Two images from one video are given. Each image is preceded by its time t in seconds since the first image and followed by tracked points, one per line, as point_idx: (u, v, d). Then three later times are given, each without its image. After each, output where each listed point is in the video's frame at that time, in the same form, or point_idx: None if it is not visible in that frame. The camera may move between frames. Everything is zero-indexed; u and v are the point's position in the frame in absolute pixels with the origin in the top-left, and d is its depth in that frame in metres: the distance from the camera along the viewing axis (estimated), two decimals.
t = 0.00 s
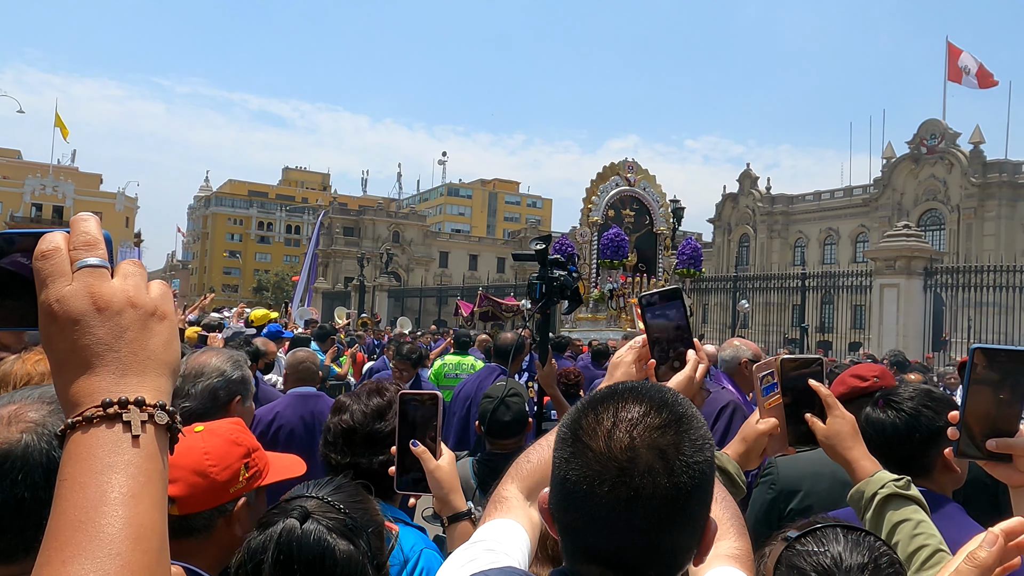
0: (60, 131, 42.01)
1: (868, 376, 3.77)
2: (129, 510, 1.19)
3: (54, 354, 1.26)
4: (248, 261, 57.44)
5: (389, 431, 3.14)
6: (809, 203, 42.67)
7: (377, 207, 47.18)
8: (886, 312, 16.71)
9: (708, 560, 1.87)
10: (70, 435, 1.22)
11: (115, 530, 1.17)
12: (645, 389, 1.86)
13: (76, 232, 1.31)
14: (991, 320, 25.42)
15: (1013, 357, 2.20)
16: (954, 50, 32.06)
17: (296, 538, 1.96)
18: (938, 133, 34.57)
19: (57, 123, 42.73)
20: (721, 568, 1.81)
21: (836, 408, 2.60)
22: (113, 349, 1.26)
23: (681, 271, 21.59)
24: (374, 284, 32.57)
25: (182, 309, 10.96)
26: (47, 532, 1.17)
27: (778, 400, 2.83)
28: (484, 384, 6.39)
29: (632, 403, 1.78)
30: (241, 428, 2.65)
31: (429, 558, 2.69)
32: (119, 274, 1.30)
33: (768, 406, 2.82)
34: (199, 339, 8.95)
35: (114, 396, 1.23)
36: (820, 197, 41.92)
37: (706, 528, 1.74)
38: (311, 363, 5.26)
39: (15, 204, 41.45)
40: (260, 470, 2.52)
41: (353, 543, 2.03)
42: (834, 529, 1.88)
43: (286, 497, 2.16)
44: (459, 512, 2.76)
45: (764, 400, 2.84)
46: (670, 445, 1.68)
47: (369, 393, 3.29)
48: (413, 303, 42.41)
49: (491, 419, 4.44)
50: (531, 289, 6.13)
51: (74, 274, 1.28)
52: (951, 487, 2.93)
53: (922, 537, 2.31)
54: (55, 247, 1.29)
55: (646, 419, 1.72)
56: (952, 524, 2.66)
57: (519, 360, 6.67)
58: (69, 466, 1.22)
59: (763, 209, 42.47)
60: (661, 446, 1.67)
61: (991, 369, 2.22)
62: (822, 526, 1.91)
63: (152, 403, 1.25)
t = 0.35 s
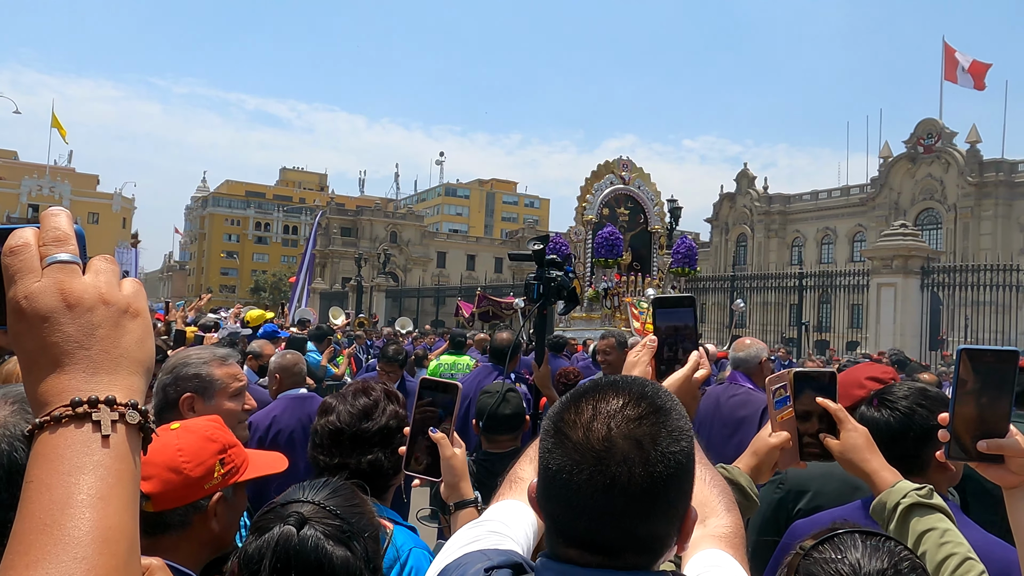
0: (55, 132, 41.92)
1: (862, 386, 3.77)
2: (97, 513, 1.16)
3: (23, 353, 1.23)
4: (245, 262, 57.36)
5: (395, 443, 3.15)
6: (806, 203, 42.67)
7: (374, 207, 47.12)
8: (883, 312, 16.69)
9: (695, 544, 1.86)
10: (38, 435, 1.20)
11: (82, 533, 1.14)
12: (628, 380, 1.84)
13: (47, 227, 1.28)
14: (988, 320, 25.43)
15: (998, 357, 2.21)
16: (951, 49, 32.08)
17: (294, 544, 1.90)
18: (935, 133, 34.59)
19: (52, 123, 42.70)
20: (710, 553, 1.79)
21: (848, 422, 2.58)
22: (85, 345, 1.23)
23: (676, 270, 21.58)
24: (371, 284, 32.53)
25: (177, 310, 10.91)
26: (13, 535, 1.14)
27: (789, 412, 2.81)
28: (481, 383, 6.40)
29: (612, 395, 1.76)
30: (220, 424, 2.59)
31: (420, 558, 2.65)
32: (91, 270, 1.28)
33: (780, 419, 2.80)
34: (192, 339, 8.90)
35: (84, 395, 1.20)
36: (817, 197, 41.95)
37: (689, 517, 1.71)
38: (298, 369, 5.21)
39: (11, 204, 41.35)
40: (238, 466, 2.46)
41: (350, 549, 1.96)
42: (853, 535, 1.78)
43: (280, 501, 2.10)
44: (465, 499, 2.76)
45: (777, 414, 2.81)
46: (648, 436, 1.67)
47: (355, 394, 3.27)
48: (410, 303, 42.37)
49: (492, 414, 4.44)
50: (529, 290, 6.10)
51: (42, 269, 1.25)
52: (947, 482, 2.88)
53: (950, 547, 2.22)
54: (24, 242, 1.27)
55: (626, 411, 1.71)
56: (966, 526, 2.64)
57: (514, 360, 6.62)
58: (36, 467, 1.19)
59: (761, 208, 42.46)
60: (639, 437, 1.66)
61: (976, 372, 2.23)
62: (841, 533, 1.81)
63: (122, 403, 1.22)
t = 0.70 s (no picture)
0: (51, 133, 41.79)
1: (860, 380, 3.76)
2: (84, 517, 1.15)
3: (11, 353, 1.22)
4: (243, 262, 57.29)
5: (393, 439, 3.14)
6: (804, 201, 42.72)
7: (372, 207, 47.05)
8: (881, 310, 16.71)
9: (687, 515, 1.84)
10: (26, 437, 1.18)
11: (70, 538, 1.13)
12: (617, 376, 1.83)
13: (35, 225, 1.27)
14: (984, 317, 25.51)
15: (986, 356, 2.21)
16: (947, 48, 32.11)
17: (282, 540, 1.89)
18: (932, 130, 34.61)
19: (48, 124, 42.59)
20: (698, 525, 1.78)
21: (861, 421, 2.53)
22: (73, 347, 1.22)
23: (673, 269, 21.61)
24: (368, 284, 32.49)
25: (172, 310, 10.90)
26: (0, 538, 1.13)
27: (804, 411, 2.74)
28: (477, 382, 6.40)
29: (602, 390, 1.76)
30: (199, 424, 2.58)
31: (412, 557, 2.64)
32: (80, 269, 1.27)
33: (795, 418, 2.72)
34: (188, 338, 8.86)
35: (73, 397, 1.19)
36: (814, 195, 41.98)
37: (675, 509, 1.71)
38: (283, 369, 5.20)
39: (8, 205, 41.19)
40: (211, 467, 2.45)
41: (338, 544, 1.95)
42: (865, 533, 1.77)
43: (269, 496, 2.09)
44: (455, 498, 2.75)
45: (790, 413, 2.74)
46: (638, 430, 1.66)
47: (356, 391, 3.25)
48: (408, 303, 42.34)
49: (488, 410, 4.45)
50: (522, 290, 6.10)
51: (31, 268, 1.24)
52: (938, 478, 2.87)
53: (961, 550, 2.21)
54: (13, 239, 1.25)
55: (616, 407, 1.70)
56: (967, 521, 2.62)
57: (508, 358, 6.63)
58: (24, 470, 1.18)
59: (758, 207, 42.50)
60: (628, 432, 1.65)
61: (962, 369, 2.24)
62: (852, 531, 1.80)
63: (112, 405, 1.21)
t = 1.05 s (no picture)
0: (48, 134, 41.58)
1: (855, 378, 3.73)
2: (51, 516, 1.14)
3: None
4: (240, 262, 57.17)
5: (394, 445, 3.14)
6: (801, 199, 42.72)
7: (369, 207, 46.97)
8: (878, 308, 16.73)
9: (672, 510, 1.82)
10: None
11: (36, 537, 1.12)
12: (602, 376, 1.83)
13: (6, 221, 1.26)
14: (982, 315, 25.52)
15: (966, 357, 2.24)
16: (944, 47, 32.12)
17: (265, 541, 1.88)
18: (928, 128, 34.56)
19: (45, 126, 42.49)
20: (681, 519, 1.76)
21: (857, 423, 2.52)
22: (42, 344, 1.21)
23: (673, 268, 21.64)
24: (366, 284, 32.41)
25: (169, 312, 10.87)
26: None
27: (802, 415, 2.68)
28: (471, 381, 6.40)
29: (588, 389, 1.74)
30: (186, 433, 2.57)
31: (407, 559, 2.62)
32: (50, 266, 1.25)
33: (791, 421, 2.67)
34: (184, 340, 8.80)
35: (42, 395, 1.17)
36: (812, 193, 41.96)
37: (658, 505, 1.70)
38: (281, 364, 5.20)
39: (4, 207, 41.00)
40: (188, 474, 2.43)
41: (321, 548, 1.93)
42: (865, 537, 1.73)
43: (254, 497, 2.07)
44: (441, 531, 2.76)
45: (786, 417, 2.68)
46: (623, 428, 1.65)
47: (355, 393, 3.23)
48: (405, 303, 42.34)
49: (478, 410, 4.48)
50: (513, 290, 6.09)
51: None
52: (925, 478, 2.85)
53: (954, 551, 2.20)
54: None
55: (600, 405, 1.69)
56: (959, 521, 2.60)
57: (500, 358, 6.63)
58: None
59: (756, 206, 42.51)
60: (614, 430, 1.64)
61: (942, 368, 2.24)
62: (853, 536, 1.76)
63: (82, 402, 1.19)
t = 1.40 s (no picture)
0: (45, 135, 41.36)
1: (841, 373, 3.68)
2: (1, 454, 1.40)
3: None
4: (239, 263, 57.03)
5: (387, 441, 3.09)
6: (799, 199, 42.72)
7: (368, 208, 46.90)
8: (876, 307, 16.72)
9: (663, 502, 1.78)
10: None
11: None
12: (595, 369, 1.79)
13: None
14: (980, 314, 25.53)
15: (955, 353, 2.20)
16: (942, 46, 32.10)
17: (244, 532, 1.85)
18: (926, 128, 34.54)
19: (43, 128, 42.41)
20: (675, 511, 1.72)
21: (854, 418, 2.46)
22: None
23: (677, 267, 21.60)
24: (365, 284, 32.30)
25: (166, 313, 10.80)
26: None
27: (794, 412, 2.61)
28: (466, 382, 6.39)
29: (578, 383, 1.71)
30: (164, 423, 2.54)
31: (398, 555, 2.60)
32: None
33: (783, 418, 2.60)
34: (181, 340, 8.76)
35: None
36: (810, 193, 41.97)
37: (650, 497, 1.67)
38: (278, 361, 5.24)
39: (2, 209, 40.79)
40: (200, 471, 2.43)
41: (302, 538, 1.91)
42: (861, 543, 1.62)
43: (235, 489, 2.04)
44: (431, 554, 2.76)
45: (778, 414, 2.61)
46: (614, 420, 1.62)
47: (349, 389, 3.19)
48: (404, 303, 42.29)
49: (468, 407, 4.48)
50: (505, 288, 6.04)
51: None
52: (920, 474, 2.83)
53: (953, 546, 2.17)
54: None
55: (591, 398, 1.66)
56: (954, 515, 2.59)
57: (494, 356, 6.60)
58: None
59: (754, 206, 42.48)
60: (604, 422, 1.61)
61: (931, 366, 2.21)
62: (849, 541, 1.64)
63: (24, 357, 1.43)
